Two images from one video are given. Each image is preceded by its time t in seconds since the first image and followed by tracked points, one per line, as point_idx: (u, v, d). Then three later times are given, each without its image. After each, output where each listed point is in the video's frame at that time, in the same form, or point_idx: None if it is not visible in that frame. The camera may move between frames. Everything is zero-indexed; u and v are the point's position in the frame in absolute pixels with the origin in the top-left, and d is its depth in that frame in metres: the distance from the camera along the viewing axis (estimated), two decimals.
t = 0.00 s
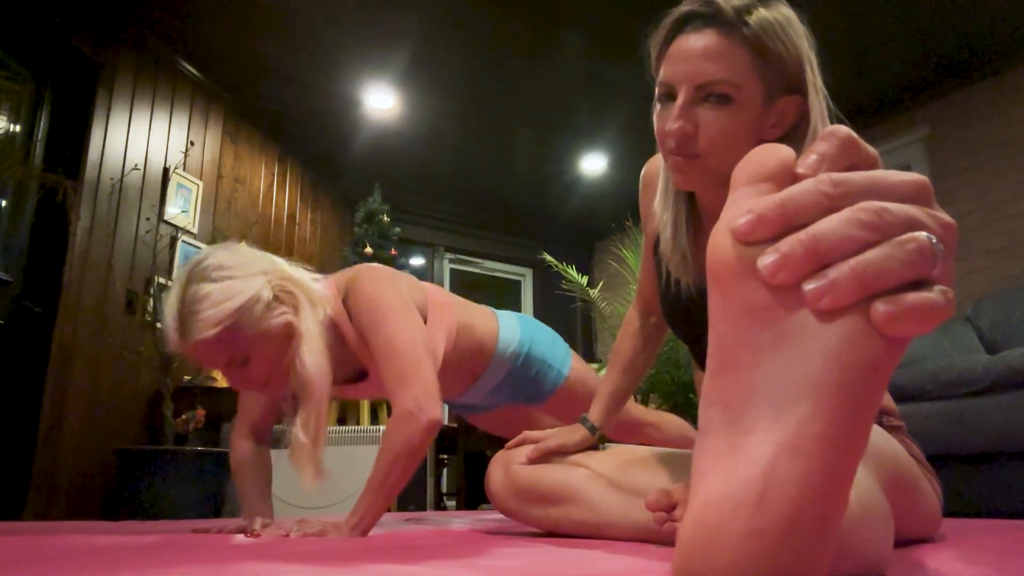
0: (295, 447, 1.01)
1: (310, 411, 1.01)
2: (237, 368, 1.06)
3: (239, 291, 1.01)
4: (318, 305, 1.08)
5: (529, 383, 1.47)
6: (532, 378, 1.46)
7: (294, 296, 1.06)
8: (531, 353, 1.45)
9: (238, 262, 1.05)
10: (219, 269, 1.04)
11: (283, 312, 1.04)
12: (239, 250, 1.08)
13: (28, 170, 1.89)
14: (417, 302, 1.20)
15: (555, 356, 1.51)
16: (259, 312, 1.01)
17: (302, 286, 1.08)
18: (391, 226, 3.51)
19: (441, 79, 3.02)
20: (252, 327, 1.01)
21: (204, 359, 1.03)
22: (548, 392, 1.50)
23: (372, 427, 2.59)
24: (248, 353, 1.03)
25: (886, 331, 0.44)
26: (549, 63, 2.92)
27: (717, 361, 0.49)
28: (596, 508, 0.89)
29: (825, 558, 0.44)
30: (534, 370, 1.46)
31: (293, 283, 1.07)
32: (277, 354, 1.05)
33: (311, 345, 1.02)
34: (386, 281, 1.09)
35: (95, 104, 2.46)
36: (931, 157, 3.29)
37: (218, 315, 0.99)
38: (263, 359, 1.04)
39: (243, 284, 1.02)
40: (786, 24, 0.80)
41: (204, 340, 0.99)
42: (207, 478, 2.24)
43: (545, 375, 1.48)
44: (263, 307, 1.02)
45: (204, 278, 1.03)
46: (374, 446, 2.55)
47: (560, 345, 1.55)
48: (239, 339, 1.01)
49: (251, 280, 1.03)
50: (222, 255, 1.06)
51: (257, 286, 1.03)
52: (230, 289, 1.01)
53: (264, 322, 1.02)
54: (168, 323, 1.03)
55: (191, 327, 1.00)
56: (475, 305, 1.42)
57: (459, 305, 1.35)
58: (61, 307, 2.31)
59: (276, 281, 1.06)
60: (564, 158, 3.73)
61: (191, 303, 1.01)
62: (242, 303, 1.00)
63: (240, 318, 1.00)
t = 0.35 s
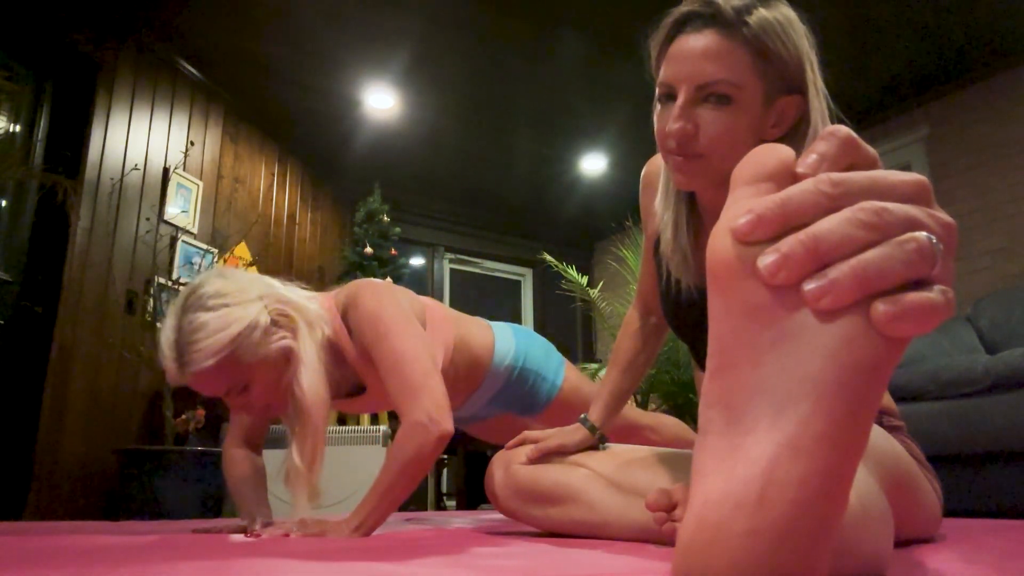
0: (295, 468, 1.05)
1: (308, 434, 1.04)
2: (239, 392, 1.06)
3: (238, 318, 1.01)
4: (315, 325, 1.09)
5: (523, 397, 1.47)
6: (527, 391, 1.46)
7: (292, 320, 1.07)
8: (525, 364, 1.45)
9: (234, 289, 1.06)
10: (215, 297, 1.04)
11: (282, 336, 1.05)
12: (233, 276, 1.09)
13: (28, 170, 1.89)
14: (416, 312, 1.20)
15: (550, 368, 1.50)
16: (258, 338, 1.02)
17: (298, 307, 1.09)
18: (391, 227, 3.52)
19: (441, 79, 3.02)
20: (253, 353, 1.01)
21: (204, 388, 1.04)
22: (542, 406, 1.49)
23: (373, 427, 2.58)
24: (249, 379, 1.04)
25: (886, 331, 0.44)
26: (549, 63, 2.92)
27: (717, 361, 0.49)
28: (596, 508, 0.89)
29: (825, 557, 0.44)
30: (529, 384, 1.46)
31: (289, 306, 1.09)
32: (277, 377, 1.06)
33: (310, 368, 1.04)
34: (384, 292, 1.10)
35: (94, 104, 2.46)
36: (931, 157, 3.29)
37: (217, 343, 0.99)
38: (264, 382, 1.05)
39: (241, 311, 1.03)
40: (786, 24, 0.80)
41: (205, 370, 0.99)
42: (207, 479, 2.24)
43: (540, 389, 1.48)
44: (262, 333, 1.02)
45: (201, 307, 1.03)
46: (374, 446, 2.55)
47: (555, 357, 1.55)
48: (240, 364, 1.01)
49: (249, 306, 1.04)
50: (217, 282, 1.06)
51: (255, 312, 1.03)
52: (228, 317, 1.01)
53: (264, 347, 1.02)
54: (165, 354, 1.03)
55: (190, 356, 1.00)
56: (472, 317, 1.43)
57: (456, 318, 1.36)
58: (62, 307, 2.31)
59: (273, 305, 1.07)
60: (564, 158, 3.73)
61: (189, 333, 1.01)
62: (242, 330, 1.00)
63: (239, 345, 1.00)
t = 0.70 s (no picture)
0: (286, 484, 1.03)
1: (298, 447, 1.02)
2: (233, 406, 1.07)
3: (229, 335, 1.01)
4: (308, 338, 1.09)
5: (519, 408, 1.47)
6: (523, 403, 1.47)
7: (284, 334, 1.06)
8: (521, 375, 1.45)
9: (225, 305, 1.05)
10: (205, 315, 1.03)
11: (275, 351, 1.04)
12: (223, 292, 1.08)
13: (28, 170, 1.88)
14: (412, 319, 1.20)
15: (545, 379, 1.50)
16: (251, 354, 1.01)
17: (290, 321, 1.08)
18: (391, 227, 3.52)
19: (441, 79, 3.03)
20: (245, 370, 1.01)
21: (197, 404, 1.04)
22: (538, 417, 1.49)
23: (373, 427, 2.58)
24: (243, 394, 1.05)
25: (885, 330, 0.44)
26: (549, 63, 2.92)
27: (716, 361, 0.49)
28: (596, 508, 0.89)
29: (824, 557, 0.44)
30: (524, 396, 1.46)
31: (281, 321, 1.08)
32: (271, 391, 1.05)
33: (303, 383, 1.03)
34: (378, 300, 1.10)
35: (95, 104, 2.46)
36: (931, 157, 3.29)
37: (209, 363, 0.99)
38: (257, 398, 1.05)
39: (232, 328, 1.02)
40: (786, 24, 0.79)
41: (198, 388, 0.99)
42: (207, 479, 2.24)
43: (535, 400, 1.48)
44: (255, 350, 1.02)
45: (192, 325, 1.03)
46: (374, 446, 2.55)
47: (550, 364, 1.55)
48: (233, 382, 1.01)
49: (240, 323, 1.03)
50: (207, 299, 1.06)
51: (247, 328, 1.03)
52: (219, 335, 1.01)
53: (257, 364, 1.02)
54: (156, 372, 1.03)
55: (182, 377, 1.00)
56: (466, 329, 1.43)
57: (451, 328, 1.36)
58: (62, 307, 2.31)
59: (264, 320, 1.06)
60: (565, 158, 3.73)
61: (180, 352, 1.01)
62: (233, 347, 1.00)
63: (231, 363, 1.00)
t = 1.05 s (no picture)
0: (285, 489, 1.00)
1: (299, 450, 1.01)
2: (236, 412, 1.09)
3: (229, 341, 1.02)
4: (308, 341, 1.09)
5: (518, 410, 1.47)
6: (523, 405, 1.47)
7: (284, 338, 1.07)
8: (520, 377, 1.45)
9: (225, 312, 1.07)
10: (205, 322, 1.05)
11: (274, 356, 1.05)
12: (223, 297, 1.10)
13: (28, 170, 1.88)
14: (411, 321, 1.20)
15: (544, 380, 1.51)
16: (251, 359, 1.03)
17: (291, 325, 1.09)
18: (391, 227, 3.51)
19: (441, 79, 3.02)
20: (245, 376, 1.02)
21: (199, 411, 1.06)
22: (538, 419, 1.49)
23: (372, 427, 2.58)
24: (244, 399, 1.05)
25: (884, 330, 0.44)
26: (549, 63, 2.92)
27: (716, 362, 0.49)
28: (596, 509, 0.89)
29: (824, 557, 0.44)
30: (524, 398, 1.46)
31: (280, 325, 1.08)
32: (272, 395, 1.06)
33: (303, 387, 1.02)
34: (379, 305, 1.09)
35: (95, 104, 2.46)
36: (932, 157, 3.29)
37: (209, 369, 1.01)
38: (258, 401, 1.06)
39: (232, 334, 1.04)
40: (785, 24, 0.79)
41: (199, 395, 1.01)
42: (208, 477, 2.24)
43: (535, 402, 1.48)
44: (254, 355, 1.03)
45: (192, 332, 1.04)
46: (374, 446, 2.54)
47: (549, 366, 1.55)
48: (234, 387, 1.03)
49: (240, 328, 1.05)
50: (207, 305, 1.08)
51: (246, 333, 1.04)
52: (219, 341, 1.03)
53: (256, 369, 1.03)
54: (159, 380, 1.05)
55: (183, 384, 1.02)
56: (466, 332, 1.43)
57: (450, 333, 1.36)
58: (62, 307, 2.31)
59: (264, 324, 1.07)
60: (565, 158, 3.73)
61: (181, 359, 1.03)
62: (233, 353, 1.01)
63: (231, 369, 1.01)
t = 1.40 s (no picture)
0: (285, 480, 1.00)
1: (299, 441, 1.00)
2: (234, 403, 1.08)
3: (229, 329, 1.02)
4: (308, 333, 1.09)
5: (518, 409, 1.47)
6: (523, 403, 1.47)
7: (284, 328, 1.07)
8: (521, 375, 1.45)
9: (225, 299, 1.06)
10: (205, 309, 1.04)
11: (274, 346, 1.05)
12: (223, 285, 1.10)
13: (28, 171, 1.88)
14: (411, 317, 1.20)
15: (544, 378, 1.51)
16: (251, 348, 1.02)
17: (291, 316, 1.09)
18: (392, 227, 3.51)
19: (441, 79, 3.02)
20: (244, 364, 1.02)
21: (196, 400, 1.05)
22: (537, 418, 1.50)
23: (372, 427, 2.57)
24: (243, 389, 1.05)
25: (883, 330, 0.44)
26: (549, 63, 2.92)
27: (715, 361, 0.49)
28: (595, 508, 0.89)
29: (824, 557, 0.44)
30: (524, 396, 1.46)
31: (281, 315, 1.08)
32: (271, 387, 1.06)
33: (302, 378, 1.03)
34: (379, 299, 1.10)
35: (95, 104, 2.46)
36: (932, 157, 3.29)
37: (208, 355, 1.00)
38: (258, 392, 1.06)
39: (232, 321, 1.03)
40: (777, 22, 0.79)
41: (197, 383, 1.00)
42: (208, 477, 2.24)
43: (534, 400, 1.48)
44: (254, 344, 1.03)
45: (191, 319, 1.04)
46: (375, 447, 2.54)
47: (549, 365, 1.55)
48: (232, 376, 1.02)
49: (240, 316, 1.04)
50: (207, 292, 1.07)
51: (246, 322, 1.04)
52: (218, 329, 1.02)
53: (256, 358, 1.03)
54: (156, 367, 1.04)
55: (181, 369, 1.01)
56: (466, 329, 1.43)
57: (450, 330, 1.35)
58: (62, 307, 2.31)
59: (264, 313, 1.07)
60: (565, 158, 3.73)
61: (180, 344, 1.02)
62: (232, 341, 1.01)
63: (231, 356, 1.01)
